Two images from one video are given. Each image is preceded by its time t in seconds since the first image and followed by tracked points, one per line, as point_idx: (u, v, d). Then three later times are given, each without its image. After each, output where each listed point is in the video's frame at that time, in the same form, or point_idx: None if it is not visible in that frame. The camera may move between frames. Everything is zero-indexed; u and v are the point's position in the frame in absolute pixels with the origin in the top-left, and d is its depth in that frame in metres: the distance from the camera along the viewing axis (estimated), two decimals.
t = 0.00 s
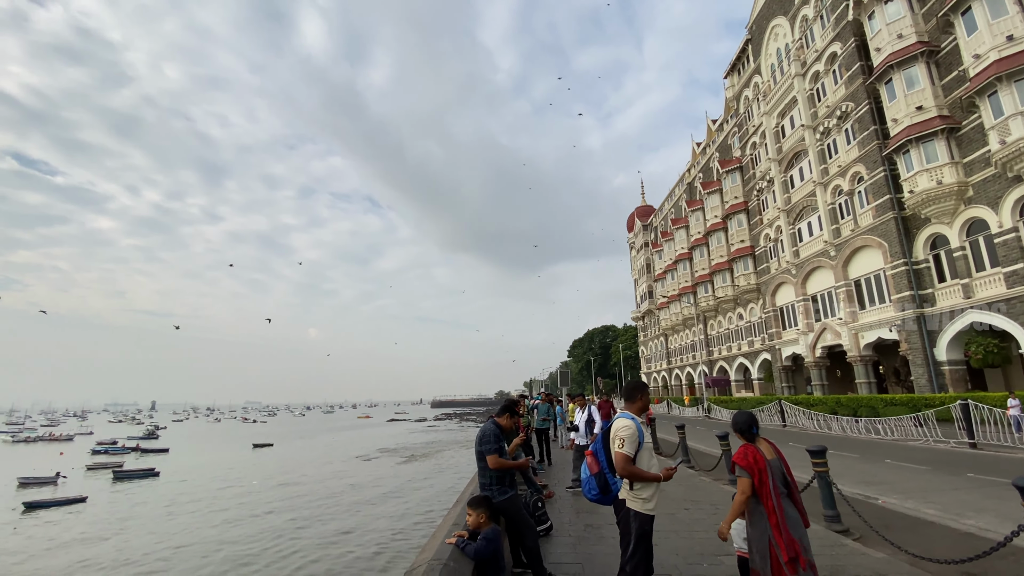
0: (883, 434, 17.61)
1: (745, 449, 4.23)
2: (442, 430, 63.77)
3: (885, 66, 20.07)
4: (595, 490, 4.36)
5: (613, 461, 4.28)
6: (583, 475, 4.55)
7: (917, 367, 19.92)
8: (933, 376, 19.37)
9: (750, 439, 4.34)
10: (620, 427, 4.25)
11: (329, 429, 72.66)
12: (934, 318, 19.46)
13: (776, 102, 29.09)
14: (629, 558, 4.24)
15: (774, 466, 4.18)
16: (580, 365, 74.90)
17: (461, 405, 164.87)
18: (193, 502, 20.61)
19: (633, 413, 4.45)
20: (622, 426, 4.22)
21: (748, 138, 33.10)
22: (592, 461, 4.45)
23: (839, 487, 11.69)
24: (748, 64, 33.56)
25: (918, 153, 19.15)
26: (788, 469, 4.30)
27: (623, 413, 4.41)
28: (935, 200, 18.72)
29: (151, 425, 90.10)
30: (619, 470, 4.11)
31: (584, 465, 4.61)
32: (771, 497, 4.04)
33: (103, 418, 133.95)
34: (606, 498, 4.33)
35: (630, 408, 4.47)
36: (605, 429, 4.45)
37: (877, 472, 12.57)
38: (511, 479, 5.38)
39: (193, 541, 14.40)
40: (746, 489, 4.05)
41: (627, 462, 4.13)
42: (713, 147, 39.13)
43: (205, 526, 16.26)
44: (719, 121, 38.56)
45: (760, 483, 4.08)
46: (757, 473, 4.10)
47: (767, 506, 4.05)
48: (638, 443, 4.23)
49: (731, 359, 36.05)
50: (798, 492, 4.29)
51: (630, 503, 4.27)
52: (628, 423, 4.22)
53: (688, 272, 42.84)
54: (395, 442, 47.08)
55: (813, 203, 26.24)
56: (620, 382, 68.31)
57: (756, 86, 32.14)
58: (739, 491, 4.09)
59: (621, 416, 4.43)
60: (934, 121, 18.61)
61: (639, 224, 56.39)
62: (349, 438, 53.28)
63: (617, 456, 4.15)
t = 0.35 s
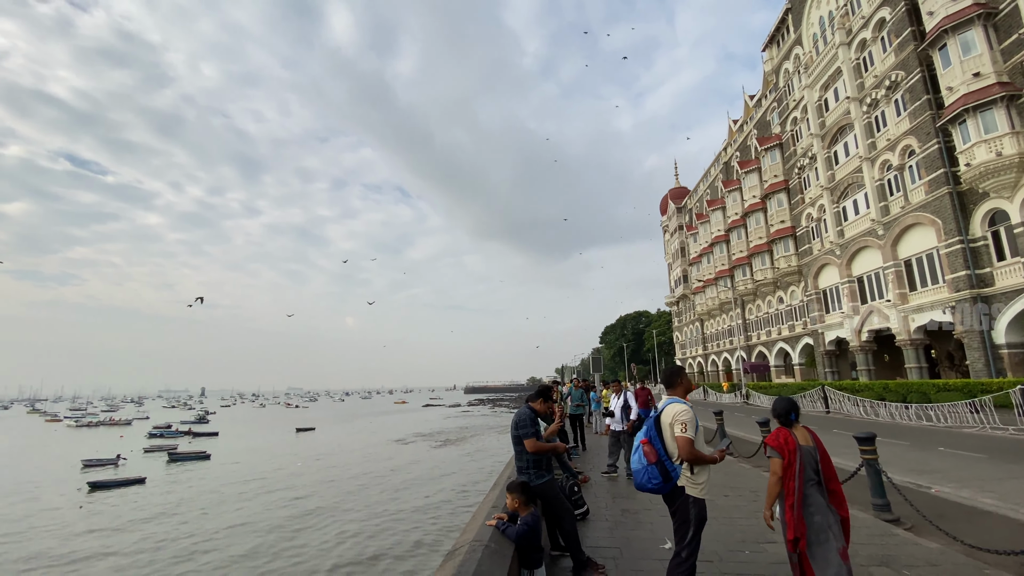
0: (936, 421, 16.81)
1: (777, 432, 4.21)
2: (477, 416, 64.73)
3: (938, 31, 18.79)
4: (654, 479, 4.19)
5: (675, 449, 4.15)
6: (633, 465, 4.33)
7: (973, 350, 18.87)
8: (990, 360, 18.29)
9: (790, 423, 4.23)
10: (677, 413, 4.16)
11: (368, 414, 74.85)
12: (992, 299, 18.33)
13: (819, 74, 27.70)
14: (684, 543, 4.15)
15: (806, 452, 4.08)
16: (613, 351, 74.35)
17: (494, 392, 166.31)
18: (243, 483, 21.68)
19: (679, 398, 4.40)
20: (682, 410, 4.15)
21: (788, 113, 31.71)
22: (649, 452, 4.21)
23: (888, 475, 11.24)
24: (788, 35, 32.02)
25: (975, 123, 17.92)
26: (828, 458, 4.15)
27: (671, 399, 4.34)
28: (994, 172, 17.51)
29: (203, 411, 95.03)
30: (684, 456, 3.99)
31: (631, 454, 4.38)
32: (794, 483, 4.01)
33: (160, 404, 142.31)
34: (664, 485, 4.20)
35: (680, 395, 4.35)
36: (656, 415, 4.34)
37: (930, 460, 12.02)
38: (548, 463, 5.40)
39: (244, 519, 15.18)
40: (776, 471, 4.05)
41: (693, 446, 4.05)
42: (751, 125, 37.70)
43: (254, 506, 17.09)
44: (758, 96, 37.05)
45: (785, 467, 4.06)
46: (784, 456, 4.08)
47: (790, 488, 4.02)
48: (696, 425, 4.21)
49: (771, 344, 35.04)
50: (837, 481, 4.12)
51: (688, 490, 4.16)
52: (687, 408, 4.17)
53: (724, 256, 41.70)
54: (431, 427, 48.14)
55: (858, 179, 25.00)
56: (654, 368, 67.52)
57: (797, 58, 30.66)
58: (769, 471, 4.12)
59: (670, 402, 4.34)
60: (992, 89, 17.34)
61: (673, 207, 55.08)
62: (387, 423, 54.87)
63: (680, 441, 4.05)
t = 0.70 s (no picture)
0: (992, 409, 15.97)
1: (810, 417, 4.09)
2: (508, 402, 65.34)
3: None
4: (713, 467, 3.87)
5: (732, 435, 3.91)
6: (687, 452, 3.98)
7: None
8: None
9: (823, 409, 4.10)
10: (733, 398, 3.98)
11: (402, 400, 76.64)
12: None
13: (864, 45, 26.27)
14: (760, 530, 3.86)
15: (841, 437, 3.94)
16: (645, 338, 73.53)
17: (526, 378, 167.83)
18: (286, 466, 22.56)
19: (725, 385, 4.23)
20: (739, 396, 3.97)
21: (831, 88, 30.24)
22: (708, 439, 3.90)
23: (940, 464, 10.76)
24: (830, 5, 30.40)
25: None
26: (866, 443, 3.98)
27: (719, 385, 4.15)
28: None
29: (246, 398, 99.23)
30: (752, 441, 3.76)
31: (682, 441, 4.03)
32: (827, 468, 3.88)
33: (206, 391, 149.27)
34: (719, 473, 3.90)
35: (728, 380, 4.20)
36: (705, 401, 4.10)
37: (985, 450, 11.44)
38: (583, 449, 5.40)
39: (287, 501, 15.84)
40: (809, 455, 3.92)
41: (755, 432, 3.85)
42: (790, 101, 36.15)
43: (297, 488, 17.77)
44: (798, 71, 35.42)
45: (819, 452, 3.93)
46: (817, 440, 3.95)
47: (824, 474, 3.90)
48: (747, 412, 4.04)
49: (811, 330, 33.93)
50: (874, 468, 3.95)
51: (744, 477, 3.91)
52: (742, 394, 4.00)
53: (762, 239, 40.41)
54: (464, 413, 48.94)
55: (907, 156, 23.72)
56: (688, 354, 66.43)
57: (840, 29, 29.12)
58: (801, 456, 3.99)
59: (717, 387, 4.16)
60: None
61: (708, 189, 53.58)
62: (421, 409, 56.08)
63: (741, 426, 3.82)
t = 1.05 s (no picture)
0: None
1: (844, 407, 3.95)
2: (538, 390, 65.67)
3: None
4: (779, 458, 3.66)
5: (794, 424, 3.75)
6: (752, 442, 3.69)
7: None
8: None
9: (858, 398, 3.94)
10: (794, 386, 3.83)
11: (434, 388, 78.03)
12: None
13: (912, 15, 24.77)
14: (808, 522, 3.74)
15: (876, 427, 3.78)
16: (677, 326, 72.40)
17: (555, 366, 167.95)
18: (325, 451, 23.35)
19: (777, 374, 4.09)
20: (800, 385, 3.83)
21: (876, 62, 28.70)
22: (776, 428, 3.69)
23: (993, 456, 10.27)
24: None
25: None
26: (905, 432, 3.80)
27: (775, 373, 3.98)
28: None
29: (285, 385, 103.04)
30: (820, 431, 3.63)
31: (747, 430, 3.72)
32: (861, 459, 3.76)
33: (248, 378, 155.54)
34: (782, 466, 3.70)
35: (775, 368, 4.08)
36: (763, 389, 3.90)
37: None
38: (618, 437, 5.37)
39: (326, 484, 16.40)
40: (840, 447, 3.79)
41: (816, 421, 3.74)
42: (831, 77, 34.50)
43: (335, 472, 18.38)
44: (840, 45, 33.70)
45: (851, 443, 3.80)
46: (849, 431, 3.82)
47: (857, 465, 3.77)
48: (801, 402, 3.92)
49: (853, 316, 32.67)
50: (915, 458, 3.77)
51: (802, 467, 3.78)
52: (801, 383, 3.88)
53: (800, 222, 39.01)
54: (494, 400, 49.44)
55: (959, 132, 22.38)
56: (721, 342, 65.11)
57: None
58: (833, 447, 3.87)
59: (769, 375, 4.01)
60: None
61: (742, 171, 51.93)
62: (453, 396, 57.05)
63: (806, 416, 3.68)
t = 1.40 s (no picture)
0: None
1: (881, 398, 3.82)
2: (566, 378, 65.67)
3: None
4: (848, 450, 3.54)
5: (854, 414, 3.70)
6: (818, 433, 3.49)
7: None
8: None
9: (896, 389, 3.80)
10: (854, 375, 3.77)
11: (464, 376, 79.03)
12: None
13: None
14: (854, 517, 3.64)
15: (917, 420, 3.64)
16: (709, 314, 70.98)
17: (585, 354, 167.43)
18: (359, 438, 23.98)
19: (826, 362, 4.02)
20: (859, 373, 3.79)
21: (923, 34, 27.18)
22: (842, 418, 3.56)
23: None
24: None
25: None
26: (947, 424, 3.64)
27: (831, 362, 3.89)
28: None
29: (320, 373, 106.11)
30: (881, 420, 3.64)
31: (812, 421, 3.51)
32: (901, 454, 3.63)
33: (284, 367, 161.01)
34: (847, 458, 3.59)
35: (827, 358, 3.96)
36: (824, 378, 3.78)
37: None
38: (651, 426, 5.33)
39: (361, 469, 16.90)
40: (879, 442, 3.69)
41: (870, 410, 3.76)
42: (874, 52, 32.85)
43: (369, 458, 18.85)
44: (884, 17, 32.00)
45: (890, 438, 3.69)
46: (888, 426, 3.69)
47: (897, 461, 3.65)
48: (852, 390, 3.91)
49: (897, 303, 31.35)
50: (960, 452, 3.62)
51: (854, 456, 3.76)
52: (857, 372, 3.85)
53: (839, 206, 37.53)
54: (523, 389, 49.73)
55: (1013, 106, 21.06)
56: (755, 330, 63.57)
57: None
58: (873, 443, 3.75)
59: (825, 364, 3.87)
60: None
61: (778, 154, 50.17)
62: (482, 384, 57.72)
63: (871, 407, 3.65)
